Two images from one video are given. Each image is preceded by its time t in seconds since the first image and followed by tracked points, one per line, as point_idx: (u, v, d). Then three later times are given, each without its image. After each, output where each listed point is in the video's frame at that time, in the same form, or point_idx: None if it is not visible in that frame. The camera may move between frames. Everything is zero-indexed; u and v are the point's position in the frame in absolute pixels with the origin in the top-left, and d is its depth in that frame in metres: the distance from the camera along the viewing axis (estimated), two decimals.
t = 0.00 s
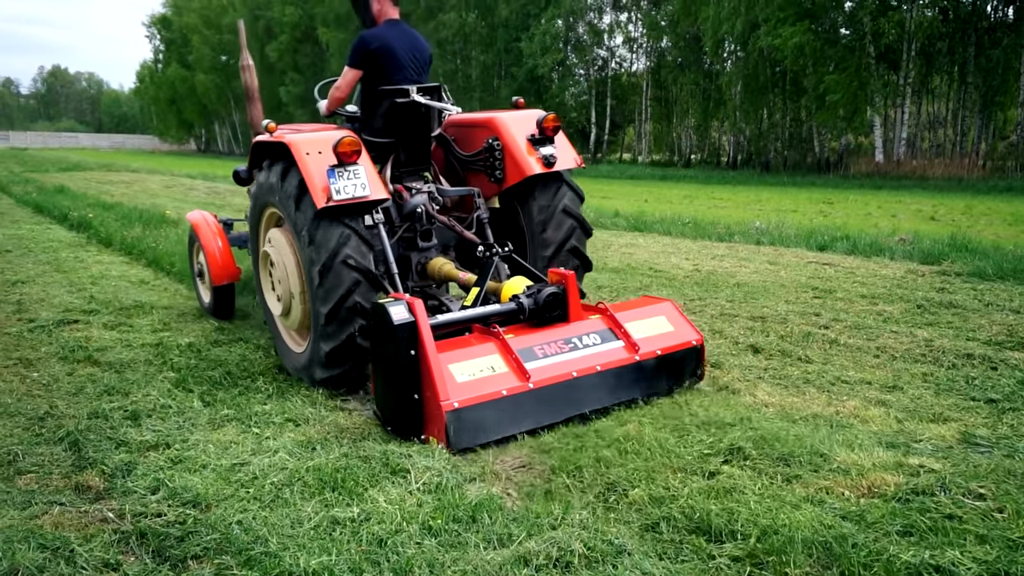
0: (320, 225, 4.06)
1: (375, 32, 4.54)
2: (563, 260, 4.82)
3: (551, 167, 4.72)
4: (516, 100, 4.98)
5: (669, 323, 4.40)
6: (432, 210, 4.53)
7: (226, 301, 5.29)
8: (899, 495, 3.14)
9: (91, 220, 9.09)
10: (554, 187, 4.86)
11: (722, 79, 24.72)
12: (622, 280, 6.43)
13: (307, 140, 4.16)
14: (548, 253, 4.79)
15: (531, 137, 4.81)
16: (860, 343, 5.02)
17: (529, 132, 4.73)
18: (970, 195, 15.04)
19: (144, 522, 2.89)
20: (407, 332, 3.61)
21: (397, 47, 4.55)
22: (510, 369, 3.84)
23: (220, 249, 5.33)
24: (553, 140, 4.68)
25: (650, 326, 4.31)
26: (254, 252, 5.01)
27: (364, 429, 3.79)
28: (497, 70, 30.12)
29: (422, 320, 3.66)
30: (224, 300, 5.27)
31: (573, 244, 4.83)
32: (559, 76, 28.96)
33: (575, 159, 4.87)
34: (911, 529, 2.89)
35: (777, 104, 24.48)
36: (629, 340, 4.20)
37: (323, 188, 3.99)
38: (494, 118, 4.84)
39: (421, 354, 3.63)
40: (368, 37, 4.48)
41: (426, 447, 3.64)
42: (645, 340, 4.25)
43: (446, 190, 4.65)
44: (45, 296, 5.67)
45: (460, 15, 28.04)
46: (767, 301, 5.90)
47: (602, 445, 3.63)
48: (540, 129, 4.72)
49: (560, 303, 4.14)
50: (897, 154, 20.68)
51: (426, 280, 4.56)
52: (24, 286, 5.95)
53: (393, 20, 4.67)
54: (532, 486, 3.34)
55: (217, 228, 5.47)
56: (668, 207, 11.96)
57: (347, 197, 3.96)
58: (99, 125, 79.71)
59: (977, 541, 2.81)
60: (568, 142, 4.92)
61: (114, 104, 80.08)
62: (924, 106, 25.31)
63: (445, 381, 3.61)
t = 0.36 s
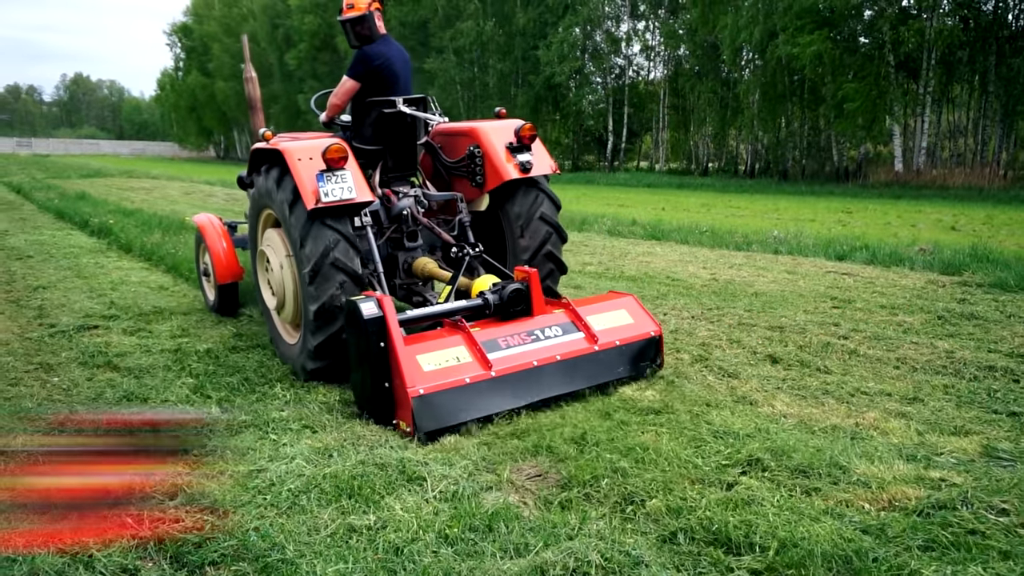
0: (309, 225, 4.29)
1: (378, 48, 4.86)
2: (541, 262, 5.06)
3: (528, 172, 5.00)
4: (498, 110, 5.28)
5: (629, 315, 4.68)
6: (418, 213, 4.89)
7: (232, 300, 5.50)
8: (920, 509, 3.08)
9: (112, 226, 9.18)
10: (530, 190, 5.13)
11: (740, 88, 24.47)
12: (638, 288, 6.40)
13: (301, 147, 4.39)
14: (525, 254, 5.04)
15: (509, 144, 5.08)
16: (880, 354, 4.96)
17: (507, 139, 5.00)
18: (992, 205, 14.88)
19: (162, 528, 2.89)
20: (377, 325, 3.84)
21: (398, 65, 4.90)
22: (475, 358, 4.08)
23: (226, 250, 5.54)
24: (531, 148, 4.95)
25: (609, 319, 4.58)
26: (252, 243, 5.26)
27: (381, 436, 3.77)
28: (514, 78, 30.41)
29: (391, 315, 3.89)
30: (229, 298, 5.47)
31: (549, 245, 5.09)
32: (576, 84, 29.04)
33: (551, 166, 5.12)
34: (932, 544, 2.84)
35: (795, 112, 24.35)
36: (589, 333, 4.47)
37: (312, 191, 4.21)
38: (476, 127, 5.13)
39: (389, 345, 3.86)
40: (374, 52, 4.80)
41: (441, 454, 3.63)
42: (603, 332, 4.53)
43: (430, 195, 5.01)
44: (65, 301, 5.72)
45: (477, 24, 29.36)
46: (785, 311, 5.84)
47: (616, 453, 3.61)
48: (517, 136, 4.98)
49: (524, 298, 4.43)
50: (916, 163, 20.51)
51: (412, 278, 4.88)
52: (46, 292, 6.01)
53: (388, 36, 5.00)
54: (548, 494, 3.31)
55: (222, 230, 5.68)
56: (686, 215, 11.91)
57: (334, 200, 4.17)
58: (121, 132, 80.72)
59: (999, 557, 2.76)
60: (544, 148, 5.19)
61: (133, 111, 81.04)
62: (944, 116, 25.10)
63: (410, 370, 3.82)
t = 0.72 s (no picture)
0: (310, 226, 4.54)
1: (381, 61, 5.06)
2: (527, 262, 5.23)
3: (515, 175, 5.16)
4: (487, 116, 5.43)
5: (606, 309, 4.85)
6: (414, 213, 5.14)
7: (245, 296, 5.75)
8: (951, 523, 3.01)
9: (142, 230, 9.29)
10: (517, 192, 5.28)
11: (767, 94, 24.29)
12: (662, 296, 6.35)
13: (301, 153, 4.65)
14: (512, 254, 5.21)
15: (498, 148, 5.23)
16: (909, 364, 4.87)
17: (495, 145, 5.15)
18: None
19: (190, 530, 2.89)
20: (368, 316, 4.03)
21: (398, 79, 5.11)
22: (459, 347, 4.28)
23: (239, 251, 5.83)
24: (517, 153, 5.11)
25: (588, 312, 4.75)
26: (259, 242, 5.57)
27: (406, 440, 3.76)
28: (539, 84, 30.38)
29: (381, 307, 4.08)
30: (242, 294, 5.73)
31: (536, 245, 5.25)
32: (602, 90, 29.20)
33: (536, 168, 5.29)
34: (964, 558, 2.78)
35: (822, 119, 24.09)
36: (567, 326, 4.63)
37: (311, 194, 4.46)
38: (467, 132, 5.30)
39: (379, 336, 4.04)
40: (378, 66, 5.00)
41: (464, 460, 3.61)
42: (582, 324, 4.69)
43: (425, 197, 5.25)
44: (96, 303, 5.79)
45: (503, 31, 28.87)
46: (813, 319, 5.77)
47: (640, 461, 3.57)
48: (505, 142, 5.14)
49: (508, 293, 4.57)
50: (947, 170, 20.24)
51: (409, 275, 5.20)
52: (77, 294, 6.09)
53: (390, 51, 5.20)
54: (572, 501, 3.27)
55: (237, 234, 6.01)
56: (712, 222, 11.83)
57: (331, 202, 4.43)
58: (151, 138, 82.07)
59: None
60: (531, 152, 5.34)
61: (161, 116, 82.06)
62: (974, 122, 24.75)
63: (399, 357, 4.03)
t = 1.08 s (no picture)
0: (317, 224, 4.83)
1: (379, 74, 5.29)
2: (518, 264, 5.57)
3: (509, 182, 5.48)
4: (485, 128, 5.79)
5: (583, 304, 4.98)
6: (414, 216, 5.32)
7: (252, 296, 5.99)
8: (978, 535, 2.94)
9: (165, 235, 9.38)
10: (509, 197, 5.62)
11: (788, 100, 24.17)
12: (682, 303, 6.30)
13: (310, 156, 4.98)
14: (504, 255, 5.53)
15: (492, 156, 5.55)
16: (934, 373, 4.79)
17: (490, 154, 5.47)
18: None
19: (211, 535, 2.89)
20: (358, 309, 4.23)
21: (396, 89, 5.36)
22: (442, 339, 4.44)
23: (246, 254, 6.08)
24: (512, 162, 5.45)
25: (565, 307, 4.89)
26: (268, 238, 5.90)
27: (426, 447, 3.74)
28: (558, 90, 30.42)
29: (370, 301, 4.27)
30: (250, 295, 5.95)
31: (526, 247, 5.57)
32: (622, 97, 29.01)
33: (529, 177, 5.61)
34: (992, 571, 2.69)
35: (843, 125, 23.88)
36: (545, 320, 4.79)
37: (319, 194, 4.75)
38: (465, 142, 5.64)
39: (367, 327, 4.23)
40: (378, 79, 5.23)
41: (484, 467, 3.58)
42: (559, 318, 4.84)
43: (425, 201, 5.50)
44: (120, 309, 5.84)
45: (523, 37, 29.02)
46: (835, 327, 5.70)
47: (661, 470, 3.53)
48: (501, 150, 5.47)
49: (490, 289, 4.74)
50: (971, 177, 20.02)
51: (408, 273, 5.33)
52: (101, 299, 6.15)
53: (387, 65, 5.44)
54: (594, 510, 3.23)
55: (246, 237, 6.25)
56: (733, 229, 11.75)
57: (336, 200, 4.71)
58: (173, 144, 83.09)
59: None
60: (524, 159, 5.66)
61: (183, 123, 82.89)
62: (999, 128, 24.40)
63: (387, 347, 4.22)
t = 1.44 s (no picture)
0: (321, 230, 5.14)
1: (383, 90, 5.56)
2: (511, 268, 5.80)
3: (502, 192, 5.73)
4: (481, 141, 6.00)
5: (567, 304, 5.15)
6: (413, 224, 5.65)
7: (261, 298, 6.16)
8: (1007, 551, 2.87)
9: (187, 244, 9.46)
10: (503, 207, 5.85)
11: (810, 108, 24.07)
12: (704, 313, 6.25)
13: (316, 167, 5.27)
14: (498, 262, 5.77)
15: (487, 168, 5.79)
16: (960, 385, 4.70)
17: (485, 166, 5.70)
18: None
19: (233, 544, 2.89)
20: (355, 310, 4.45)
21: (399, 104, 5.61)
22: (432, 337, 4.60)
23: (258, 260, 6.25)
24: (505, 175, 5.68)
25: (550, 307, 5.06)
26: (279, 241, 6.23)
27: (447, 457, 3.73)
28: (579, 100, 30.46)
29: (365, 302, 4.49)
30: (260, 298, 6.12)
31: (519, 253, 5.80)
32: (641, 106, 28.94)
33: (522, 187, 5.84)
34: None
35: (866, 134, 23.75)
36: (530, 318, 4.96)
37: (323, 202, 5.06)
38: (462, 155, 5.87)
39: (363, 327, 4.42)
40: (383, 93, 5.49)
41: (504, 478, 3.55)
42: (544, 317, 5.01)
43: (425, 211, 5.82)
44: (143, 317, 5.89)
45: (543, 47, 29.22)
46: (859, 338, 5.63)
47: (683, 481, 3.49)
48: (495, 163, 5.69)
49: (480, 290, 4.92)
50: (996, 186, 19.82)
51: (406, 276, 5.57)
52: (125, 307, 6.20)
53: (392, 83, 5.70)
54: (616, 522, 3.18)
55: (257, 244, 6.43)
56: (754, 238, 11.69)
57: (340, 207, 5.03)
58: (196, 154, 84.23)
59: None
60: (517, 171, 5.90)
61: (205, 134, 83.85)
62: None
63: (382, 343, 4.41)
